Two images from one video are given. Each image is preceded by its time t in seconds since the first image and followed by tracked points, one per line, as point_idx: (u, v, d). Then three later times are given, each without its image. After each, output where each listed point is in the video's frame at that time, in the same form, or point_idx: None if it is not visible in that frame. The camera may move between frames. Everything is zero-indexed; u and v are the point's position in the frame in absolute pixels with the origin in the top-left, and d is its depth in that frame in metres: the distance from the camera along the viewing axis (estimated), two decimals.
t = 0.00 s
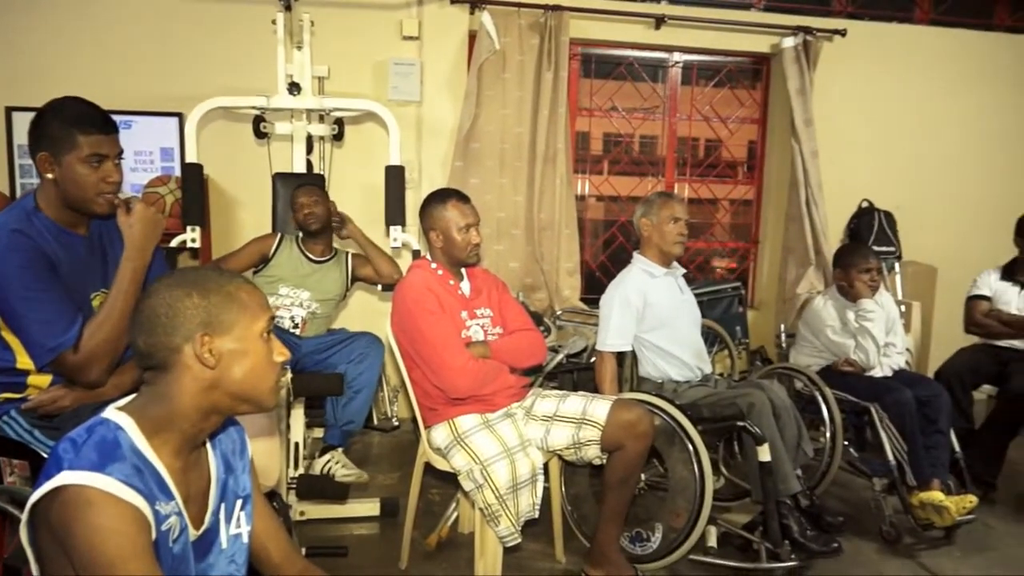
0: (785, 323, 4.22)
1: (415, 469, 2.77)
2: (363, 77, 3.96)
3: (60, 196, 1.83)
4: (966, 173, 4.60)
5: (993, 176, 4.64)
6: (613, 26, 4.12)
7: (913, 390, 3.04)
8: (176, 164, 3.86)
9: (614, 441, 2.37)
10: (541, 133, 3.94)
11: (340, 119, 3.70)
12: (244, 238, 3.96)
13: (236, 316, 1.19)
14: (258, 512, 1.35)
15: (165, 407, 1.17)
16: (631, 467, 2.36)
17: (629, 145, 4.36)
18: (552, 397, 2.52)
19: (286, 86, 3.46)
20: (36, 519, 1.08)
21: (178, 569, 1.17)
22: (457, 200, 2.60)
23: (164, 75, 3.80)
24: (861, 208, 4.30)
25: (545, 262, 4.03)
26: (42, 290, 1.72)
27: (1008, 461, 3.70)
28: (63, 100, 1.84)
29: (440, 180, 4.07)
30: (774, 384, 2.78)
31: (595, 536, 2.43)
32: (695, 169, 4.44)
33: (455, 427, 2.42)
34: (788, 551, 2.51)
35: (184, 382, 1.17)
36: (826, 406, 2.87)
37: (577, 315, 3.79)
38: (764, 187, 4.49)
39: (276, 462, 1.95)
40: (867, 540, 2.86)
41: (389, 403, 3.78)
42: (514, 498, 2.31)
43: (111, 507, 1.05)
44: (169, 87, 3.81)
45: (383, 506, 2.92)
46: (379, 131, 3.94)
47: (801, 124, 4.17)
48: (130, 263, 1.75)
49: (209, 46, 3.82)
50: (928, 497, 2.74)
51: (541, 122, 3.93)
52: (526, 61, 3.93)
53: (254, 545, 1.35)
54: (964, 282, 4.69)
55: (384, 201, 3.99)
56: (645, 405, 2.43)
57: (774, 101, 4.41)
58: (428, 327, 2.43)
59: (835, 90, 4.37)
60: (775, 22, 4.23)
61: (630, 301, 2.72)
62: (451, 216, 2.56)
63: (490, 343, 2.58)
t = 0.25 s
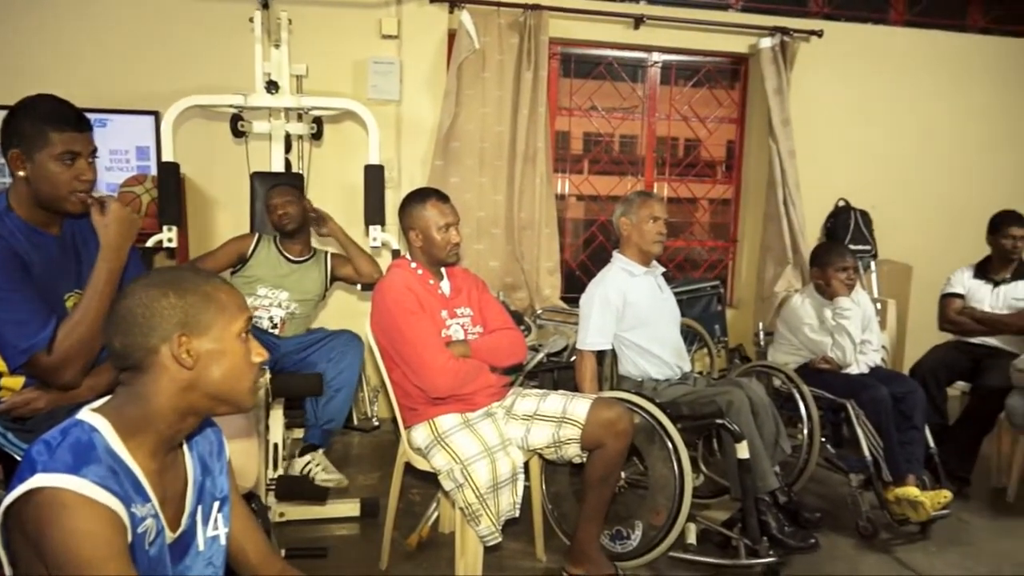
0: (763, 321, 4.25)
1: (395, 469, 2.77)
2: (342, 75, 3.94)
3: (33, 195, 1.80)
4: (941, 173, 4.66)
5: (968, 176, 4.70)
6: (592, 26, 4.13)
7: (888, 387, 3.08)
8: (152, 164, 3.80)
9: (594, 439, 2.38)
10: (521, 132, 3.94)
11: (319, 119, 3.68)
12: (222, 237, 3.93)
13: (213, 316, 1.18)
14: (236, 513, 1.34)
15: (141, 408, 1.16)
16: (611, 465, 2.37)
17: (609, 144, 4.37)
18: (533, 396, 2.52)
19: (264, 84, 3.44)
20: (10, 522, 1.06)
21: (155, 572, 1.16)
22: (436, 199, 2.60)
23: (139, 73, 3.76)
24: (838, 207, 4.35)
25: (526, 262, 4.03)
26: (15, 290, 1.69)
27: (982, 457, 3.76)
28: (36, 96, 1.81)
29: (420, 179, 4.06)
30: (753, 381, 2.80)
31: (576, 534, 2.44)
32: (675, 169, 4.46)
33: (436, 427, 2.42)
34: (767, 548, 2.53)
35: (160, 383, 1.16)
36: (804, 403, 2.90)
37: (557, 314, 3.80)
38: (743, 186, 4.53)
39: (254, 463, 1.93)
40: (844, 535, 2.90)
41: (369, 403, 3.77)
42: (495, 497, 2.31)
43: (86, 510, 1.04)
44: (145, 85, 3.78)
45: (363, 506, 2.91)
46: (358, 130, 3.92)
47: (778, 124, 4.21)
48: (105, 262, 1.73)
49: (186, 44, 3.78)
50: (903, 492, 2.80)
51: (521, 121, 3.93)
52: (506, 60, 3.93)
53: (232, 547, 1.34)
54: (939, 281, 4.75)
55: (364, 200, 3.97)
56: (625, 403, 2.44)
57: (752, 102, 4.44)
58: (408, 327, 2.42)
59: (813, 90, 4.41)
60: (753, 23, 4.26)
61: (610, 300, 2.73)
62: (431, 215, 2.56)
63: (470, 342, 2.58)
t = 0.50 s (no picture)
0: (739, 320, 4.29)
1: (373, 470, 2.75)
2: (318, 74, 3.92)
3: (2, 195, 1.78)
4: (914, 173, 4.73)
5: (940, 175, 4.77)
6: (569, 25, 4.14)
7: (862, 383, 3.12)
8: (125, 163, 3.76)
9: (572, 438, 2.38)
10: (498, 131, 3.94)
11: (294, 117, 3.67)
12: (196, 237, 3.89)
13: (187, 317, 1.17)
14: (211, 516, 1.33)
15: (113, 410, 1.14)
16: (589, 463, 2.38)
17: (586, 144, 4.38)
18: (510, 395, 2.52)
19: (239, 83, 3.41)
20: None
21: None
22: (413, 198, 2.59)
23: (112, 71, 3.71)
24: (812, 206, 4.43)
25: (503, 261, 4.04)
26: None
27: (954, 452, 3.82)
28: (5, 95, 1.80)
29: (397, 179, 4.05)
30: (729, 379, 2.82)
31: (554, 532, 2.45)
32: (652, 168, 4.48)
33: (413, 427, 2.41)
34: (743, 544, 2.56)
35: (133, 384, 1.14)
36: (779, 400, 2.92)
37: (535, 314, 3.80)
38: (719, 185, 4.56)
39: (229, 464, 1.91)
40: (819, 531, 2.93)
41: (346, 404, 3.74)
42: (473, 497, 2.31)
43: (57, 514, 1.02)
44: (117, 83, 3.73)
45: (341, 508, 2.90)
46: (334, 129, 3.90)
47: (753, 124, 4.24)
48: (76, 261, 1.71)
49: (159, 42, 3.74)
50: (877, 487, 2.82)
51: (498, 121, 3.93)
52: (483, 59, 3.92)
53: (207, 550, 1.33)
54: (912, 279, 4.82)
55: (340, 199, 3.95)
56: (603, 401, 2.45)
57: (727, 102, 4.47)
58: (386, 327, 2.41)
59: (787, 90, 4.45)
60: (728, 23, 4.30)
61: (587, 299, 2.74)
62: (408, 215, 2.55)
63: (448, 342, 2.57)
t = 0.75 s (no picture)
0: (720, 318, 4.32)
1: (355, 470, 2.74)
2: (298, 73, 3.90)
3: None
4: (893, 173, 4.78)
5: (918, 175, 4.83)
6: (550, 25, 4.14)
7: (841, 381, 3.15)
8: (102, 163, 3.76)
9: (554, 437, 2.39)
10: (480, 131, 3.94)
11: (274, 116, 3.66)
12: (175, 237, 3.85)
13: (165, 317, 1.16)
14: (190, 518, 1.32)
15: (90, 411, 1.13)
16: (571, 462, 2.38)
17: (568, 144, 4.39)
18: (492, 395, 2.52)
19: (218, 81, 3.38)
20: None
21: None
22: (395, 197, 2.58)
23: (89, 70, 3.67)
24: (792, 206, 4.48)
25: (485, 260, 4.03)
26: None
27: (930, 448, 3.86)
28: None
29: (378, 178, 4.03)
30: (710, 377, 2.84)
31: (536, 531, 2.45)
32: (633, 168, 4.50)
33: (395, 427, 2.40)
34: (724, 541, 2.58)
35: (110, 385, 1.13)
36: (760, 398, 2.94)
37: (518, 313, 3.80)
38: (700, 185, 4.58)
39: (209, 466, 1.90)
40: (799, 527, 2.95)
41: (329, 404, 3.73)
42: (455, 497, 2.31)
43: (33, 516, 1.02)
44: (95, 82, 3.69)
45: (322, 509, 2.89)
46: (315, 129, 3.88)
47: (733, 124, 4.27)
48: (50, 262, 1.69)
49: (137, 40, 3.70)
50: (855, 484, 2.85)
51: (479, 120, 3.93)
52: (464, 59, 3.92)
53: (186, 553, 1.32)
54: (890, 277, 4.88)
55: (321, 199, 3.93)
56: (585, 401, 2.45)
57: (708, 102, 4.50)
58: (368, 327, 2.40)
59: (767, 90, 4.49)
60: (708, 24, 4.32)
61: (569, 298, 2.74)
62: (389, 215, 2.54)
63: (430, 342, 2.57)
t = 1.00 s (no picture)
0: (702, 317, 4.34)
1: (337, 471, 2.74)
2: (278, 72, 3.87)
3: None
4: (873, 172, 4.83)
5: (898, 174, 4.88)
6: (532, 25, 4.14)
7: (821, 379, 3.17)
8: (79, 162, 3.66)
9: (537, 436, 2.39)
10: (462, 130, 3.93)
11: (254, 114, 3.63)
12: (155, 237, 3.81)
13: (144, 318, 1.15)
14: (169, 520, 1.30)
15: (67, 412, 1.12)
16: (554, 461, 2.39)
17: (550, 143, 4.40)
18: (475, 395, 2.52)
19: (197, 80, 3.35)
20: None
21: None
22: (376, 197, 2.57)
23: (66, 67, 3.63)
24: (772, 205, 4.52)
25: (468, 260, 4.03)
26: None
27: (909, 444, 3.91)
28: None
29: (360, 178, 4.02)
30: (692, 376, 2.85)
31: (519, 531, 2.45)
32: (615, 167, 4.51)
33: (378, 428, 2.40)
34: (706, 539, 2.59)
35: (87, 386, 1.12)
36: (741, 397, 2.96)
37: (500, 313, 3.80)
38: (681, 184, 4.60)
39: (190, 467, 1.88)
40: (780, 524, 2.98)
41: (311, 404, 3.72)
42: (437, 497, 2.30)
43: (9, 518, 1.01)
44: (72, 79, 3.64)
45: (304, 510, 2.87)
46: (296, 128, 3.86)
47: (714, 124, 4.30)
48: (23, 261, 1.67)
49: (115, 38, 3.66)
50: (835, 481, 2.88)
51: (462, 119, 3.93)
52: (446, 58, 3.91)
53: (165, 556, 1.31)
54: (869, 275, 4.92)
55: (302, 198, 3.91)
56: (568, 400, 2.46)
57: (689, 102, 4.52)
58: (350, 327, 2.39)
59: (749, 90, 4.51)
60: (689, 24, 4.34)
61: (551, 297, 2.74)
62: (371, 214, 2.53)
63: (412, 342, 2.56)
